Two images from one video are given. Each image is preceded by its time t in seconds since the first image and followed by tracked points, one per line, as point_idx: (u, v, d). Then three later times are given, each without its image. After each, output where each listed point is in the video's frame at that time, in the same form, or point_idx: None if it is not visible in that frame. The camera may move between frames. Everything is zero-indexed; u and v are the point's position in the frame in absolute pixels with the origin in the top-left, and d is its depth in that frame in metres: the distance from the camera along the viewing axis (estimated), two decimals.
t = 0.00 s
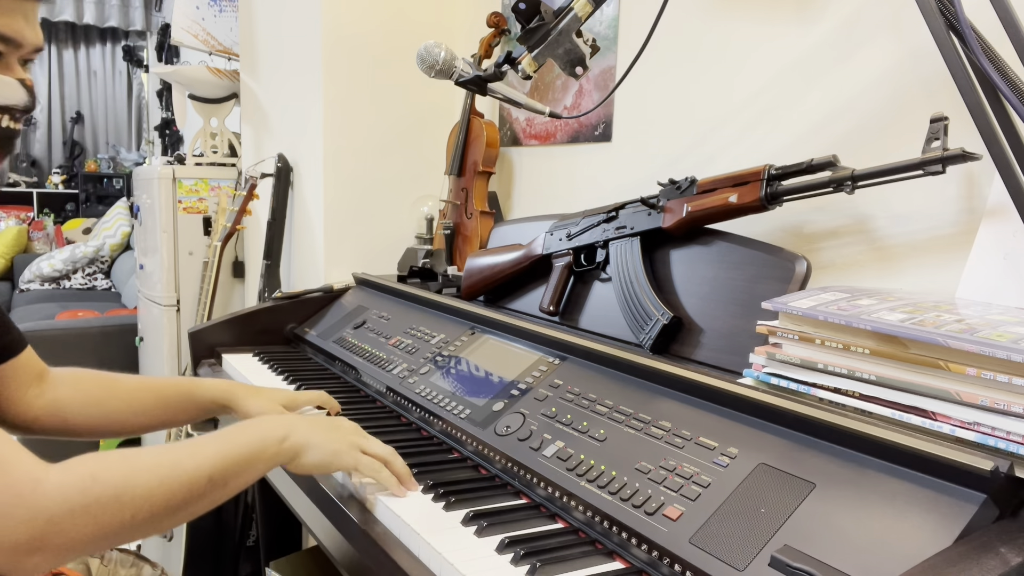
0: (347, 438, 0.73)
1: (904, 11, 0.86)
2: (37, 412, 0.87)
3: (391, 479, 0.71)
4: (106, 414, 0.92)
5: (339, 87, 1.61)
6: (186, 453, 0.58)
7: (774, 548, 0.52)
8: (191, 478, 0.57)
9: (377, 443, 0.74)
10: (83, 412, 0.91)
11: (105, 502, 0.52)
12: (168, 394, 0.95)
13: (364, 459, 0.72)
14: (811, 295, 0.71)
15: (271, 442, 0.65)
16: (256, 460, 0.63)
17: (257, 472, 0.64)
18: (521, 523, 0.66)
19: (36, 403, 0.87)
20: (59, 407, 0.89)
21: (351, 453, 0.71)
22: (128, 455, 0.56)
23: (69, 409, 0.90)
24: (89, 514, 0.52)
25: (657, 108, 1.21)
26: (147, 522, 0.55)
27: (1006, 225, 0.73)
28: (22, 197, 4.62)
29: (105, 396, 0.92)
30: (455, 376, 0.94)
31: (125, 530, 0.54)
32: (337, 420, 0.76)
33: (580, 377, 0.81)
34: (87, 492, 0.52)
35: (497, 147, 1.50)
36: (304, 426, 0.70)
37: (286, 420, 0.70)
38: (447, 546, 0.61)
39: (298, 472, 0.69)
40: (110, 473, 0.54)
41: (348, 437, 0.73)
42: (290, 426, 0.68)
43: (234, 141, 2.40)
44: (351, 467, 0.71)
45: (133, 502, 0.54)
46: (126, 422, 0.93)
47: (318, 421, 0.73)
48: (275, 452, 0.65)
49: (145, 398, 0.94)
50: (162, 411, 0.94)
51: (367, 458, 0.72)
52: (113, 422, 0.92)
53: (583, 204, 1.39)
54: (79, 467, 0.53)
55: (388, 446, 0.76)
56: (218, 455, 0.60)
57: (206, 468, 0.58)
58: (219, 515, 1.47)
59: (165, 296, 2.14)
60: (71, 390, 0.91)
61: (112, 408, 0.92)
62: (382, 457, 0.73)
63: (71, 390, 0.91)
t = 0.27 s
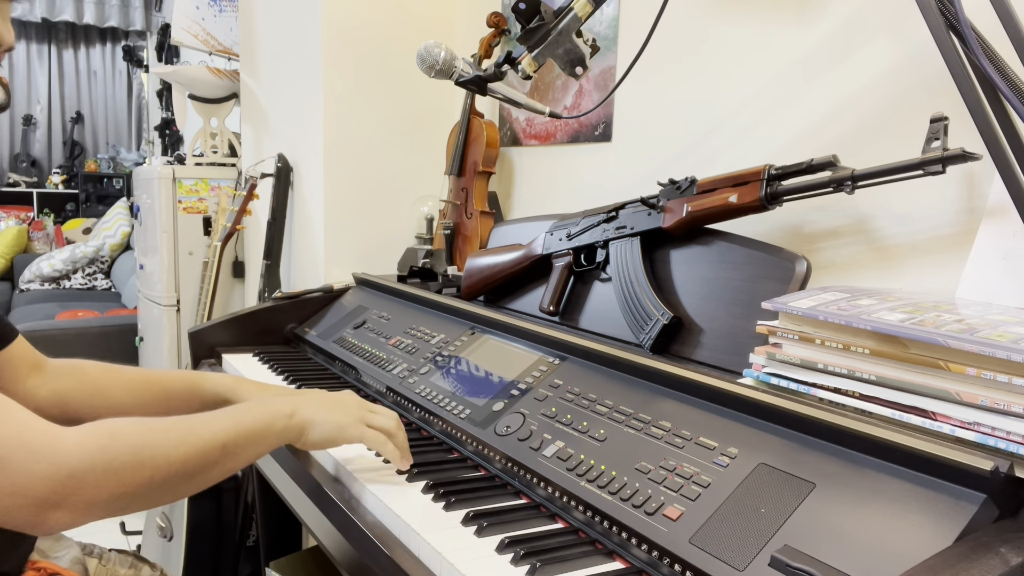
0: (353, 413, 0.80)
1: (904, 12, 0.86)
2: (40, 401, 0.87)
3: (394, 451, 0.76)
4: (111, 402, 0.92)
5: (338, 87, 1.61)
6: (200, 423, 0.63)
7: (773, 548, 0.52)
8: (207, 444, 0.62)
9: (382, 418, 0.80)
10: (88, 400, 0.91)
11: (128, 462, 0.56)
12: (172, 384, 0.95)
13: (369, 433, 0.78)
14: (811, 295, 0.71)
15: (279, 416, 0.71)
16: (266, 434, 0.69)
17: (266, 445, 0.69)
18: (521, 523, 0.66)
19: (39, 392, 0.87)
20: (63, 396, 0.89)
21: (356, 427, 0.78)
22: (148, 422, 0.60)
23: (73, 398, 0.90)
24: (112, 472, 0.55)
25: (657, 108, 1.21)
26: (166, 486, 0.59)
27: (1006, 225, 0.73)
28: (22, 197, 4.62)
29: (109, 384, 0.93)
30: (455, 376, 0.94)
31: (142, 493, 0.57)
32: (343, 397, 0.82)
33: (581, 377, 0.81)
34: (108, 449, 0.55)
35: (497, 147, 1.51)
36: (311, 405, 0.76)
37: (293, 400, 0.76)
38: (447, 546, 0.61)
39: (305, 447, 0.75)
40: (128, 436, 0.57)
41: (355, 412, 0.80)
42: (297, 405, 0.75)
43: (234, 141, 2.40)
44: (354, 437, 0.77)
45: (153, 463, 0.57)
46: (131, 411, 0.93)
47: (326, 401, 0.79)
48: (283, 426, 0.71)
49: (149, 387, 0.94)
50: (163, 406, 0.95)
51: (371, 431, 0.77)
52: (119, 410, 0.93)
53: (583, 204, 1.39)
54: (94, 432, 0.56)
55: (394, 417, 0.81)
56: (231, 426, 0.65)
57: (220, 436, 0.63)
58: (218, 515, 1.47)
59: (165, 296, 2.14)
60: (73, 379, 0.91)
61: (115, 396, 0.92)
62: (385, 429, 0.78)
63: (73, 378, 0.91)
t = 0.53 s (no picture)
0: (337, 434, 0.76)
1: (905, 11, 0.86)
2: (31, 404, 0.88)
3: (381, 469, 0.74)
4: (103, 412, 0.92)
5: (338, 87, 1.61)
6: (192, 439, 0.64)
7: (773, 548, 0.52)
8: (195, 461, 0.62)
9: (364, 434, 0.77)
10: (81, 408, 0.91)
11: (120, 467, 0.58)
12: (165, 400, 0.96)
13: (354, 452, 0.75)
14: (811, 295, 0.71)
15: (267, 442, 0.70)
16: (252, 458, 0.68)
17: (253, 469, 0.68)
18: (521, 523, 0.66)
19: (32, 395, 0.88)
20: (57, 402, 0.89)
21: (342, 449, 0.75)
22: (144, 433, 0.62)
23: (67, 405, 0.90)
24: (103, 476, 0.57)
25: (657, 108, 1.21)
26: (151, 498, 0.60)
27: (1005, 225, 0.73)
28: (22, 197, 4.62)
29: (105, 393, 0.93)
30: (455, 376, 0.94)
31: (123, 503, 0.58)
32: (326, 417, 0.79)
33: (581, 377, 0.81)
34: (101, 455, 0.57)
35: (497, 148, 1.50)
36: (296, 432, 0.74)
37: (281, 427, 0.74)
38: (446, 546, 0.61)
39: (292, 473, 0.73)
40: (122, 443, 0.59)
41: (339, 434, 0.77)
42: (284, 432, 0.73)
43: (234, 141, 2.40)
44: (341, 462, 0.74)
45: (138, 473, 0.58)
46: (121, 423, 0.93)
47: (308, 424, 0.77)
48: (270, 453, 0.70)
49: (144, 400, 0.95)
50: (163, 407, 0.95)
51: (357, 453, 0.75)
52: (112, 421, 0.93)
53: (583, 204, 1.39)
54: (93, 435, 0.58)
55: (376, 429, 0.79)
56: (220, 445, 0.65)
57: (208, 454, 0.64)
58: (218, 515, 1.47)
59: (165, 296, 2.14)
60: (70, 385, 0.92)
61: (109, 407, 0.93)
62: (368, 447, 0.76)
63: (69, 384, 0.91)
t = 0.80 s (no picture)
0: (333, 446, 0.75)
1: (904, 11, 0.86)
2: (36, 398, 0.87)
3: (380, 470, 0.74)
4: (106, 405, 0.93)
5: (338, 86, 1.61)
6: (183, 455, 0.64)
7: (773, 548, 0.52)
8: (184, 477, 0.62)
9: (358, 442, 0.76)
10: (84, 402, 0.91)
11: (106, 481, 0.57)
12: (166, 390, 0.96)
13: (350, 462, 0.74)
14: (811, 295, 0.71)
15: (261, 457, 0.69)
16: (244, 475, 0.67)
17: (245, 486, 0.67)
18: (521, 523, 0.66)
19: (36, 389, 0.87)
20: (60, 397, 0.89)
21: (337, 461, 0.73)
22: (137, 447, 0.61)
23: (71, 400, 0.90)
24: (89, 489, 0.56)
25: (657, 108, 1.21)
26: (137, 513, 0.59)
27: (1005, 225, 0.73)
28: (22, 197, 4.62)
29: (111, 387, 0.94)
30: (455, 376, 0.94)
31: (110, 517, 0.58)
32: (323, 430, 0.77)
33: (581, 377, 0.81)
34: (92, 467, 0.57)
35: (497, 148, 1.50)
36: (290, 446, 0.72)
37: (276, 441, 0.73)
38: (446, 546, 0.61)
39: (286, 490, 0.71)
40: (114, 456, 0.59)
41: (333, 446, 0.74)
42: (278, 447, 0.71)
43: (234, 141, 2.40)
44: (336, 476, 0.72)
45: (127, 488, 0.58)
46: (122, 414, 0.93)
47: (303, 436, 0.75)
48: (263, 469, 0.69)
49: (147, 396, 0.95)
50: (164, 405, 0.95)
51: (353, 462, 0.74)
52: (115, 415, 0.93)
53: (583, 204, 1.39)
54: (85, 446, 0.58)
55: (371, 433, 0.79)
56: (212, 462, 0.65)
57: (199, 470, 0.63)
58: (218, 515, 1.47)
59: (165, 296, 2.14)
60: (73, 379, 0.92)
61: (112, 402, 0.93)
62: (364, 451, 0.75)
63: (72, 380, 0.91)
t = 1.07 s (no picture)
0: (335, 439, 0.74)
1: (904, 12, 0.86)
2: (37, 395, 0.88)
3: (383, 468, 0.74)
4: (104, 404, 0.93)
5: (338, 86, 1.61)
6: (183, 449, 0.63)
7: (773, 548, 0.52)
8: (186, 471, 0.61)
9: (363, 439, 0.75)
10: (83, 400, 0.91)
11: (106, 478, 0.56)
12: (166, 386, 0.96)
13: (354, 457, 0.73)
14: (811, 295, 0.71)
15: (263, 448, 0.68)
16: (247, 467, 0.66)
17: (247, 477, 0.67)
18: (522, 523, 0.66)
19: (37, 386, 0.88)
20: (60, 396, 0.90)
21: (340, 454, 0.73)
22: (135, 443, 0.61)
23: (70, 399, 0.90)
24: (90, 489, 0.56)
25: (657, 108, 1.21)
26: (139, 509, 0.59)
27: (1005, 225, 0.73)
28: (22, 197, 4.62)
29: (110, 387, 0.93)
30: (456, 376, 0.94)
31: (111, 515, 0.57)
32: (326, 423, 0.77)
33: (581, 377, 0.81)
34: (89, 466, 0.56)
35: (497, 148, 1.50)
36: (293, 437, 0.72)
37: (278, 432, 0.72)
38: (447, 546, 0.61)
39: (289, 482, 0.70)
40: (112, 454, 0.58)
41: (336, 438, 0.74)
42: (281, 438, 0.71)
43: (234, 141, 2.40)
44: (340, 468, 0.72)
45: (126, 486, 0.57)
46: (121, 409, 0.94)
47: (306, 428, 0.75)
48: (265, 460, 0.68)
49: (146, 396, 0.94)
50: (165, 403, 0.95)
51: (358, 456, 0.74)
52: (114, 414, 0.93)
53: (583, 204, 1.39)
54: (84, 444, 0.57)
55: (374, 435, 0.78)
56: (212, 455, 0.64)
57: (200, 464, 0.62)
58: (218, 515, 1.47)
59: (165, 296, 2.14)
60: (77, 376, 0.92)
61: (110, 401, 0.93)
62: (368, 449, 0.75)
63: (73, 378, 0.92)
